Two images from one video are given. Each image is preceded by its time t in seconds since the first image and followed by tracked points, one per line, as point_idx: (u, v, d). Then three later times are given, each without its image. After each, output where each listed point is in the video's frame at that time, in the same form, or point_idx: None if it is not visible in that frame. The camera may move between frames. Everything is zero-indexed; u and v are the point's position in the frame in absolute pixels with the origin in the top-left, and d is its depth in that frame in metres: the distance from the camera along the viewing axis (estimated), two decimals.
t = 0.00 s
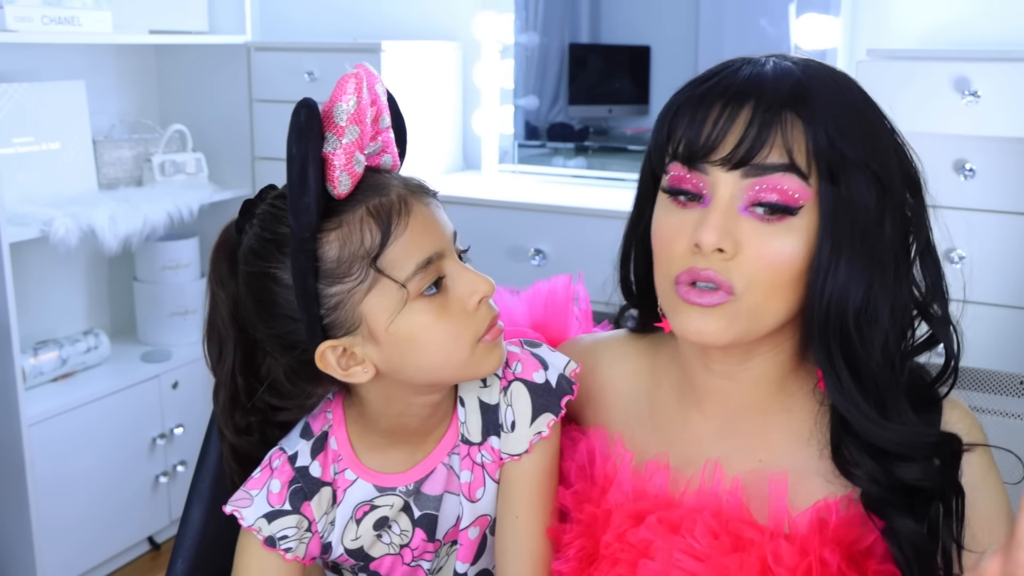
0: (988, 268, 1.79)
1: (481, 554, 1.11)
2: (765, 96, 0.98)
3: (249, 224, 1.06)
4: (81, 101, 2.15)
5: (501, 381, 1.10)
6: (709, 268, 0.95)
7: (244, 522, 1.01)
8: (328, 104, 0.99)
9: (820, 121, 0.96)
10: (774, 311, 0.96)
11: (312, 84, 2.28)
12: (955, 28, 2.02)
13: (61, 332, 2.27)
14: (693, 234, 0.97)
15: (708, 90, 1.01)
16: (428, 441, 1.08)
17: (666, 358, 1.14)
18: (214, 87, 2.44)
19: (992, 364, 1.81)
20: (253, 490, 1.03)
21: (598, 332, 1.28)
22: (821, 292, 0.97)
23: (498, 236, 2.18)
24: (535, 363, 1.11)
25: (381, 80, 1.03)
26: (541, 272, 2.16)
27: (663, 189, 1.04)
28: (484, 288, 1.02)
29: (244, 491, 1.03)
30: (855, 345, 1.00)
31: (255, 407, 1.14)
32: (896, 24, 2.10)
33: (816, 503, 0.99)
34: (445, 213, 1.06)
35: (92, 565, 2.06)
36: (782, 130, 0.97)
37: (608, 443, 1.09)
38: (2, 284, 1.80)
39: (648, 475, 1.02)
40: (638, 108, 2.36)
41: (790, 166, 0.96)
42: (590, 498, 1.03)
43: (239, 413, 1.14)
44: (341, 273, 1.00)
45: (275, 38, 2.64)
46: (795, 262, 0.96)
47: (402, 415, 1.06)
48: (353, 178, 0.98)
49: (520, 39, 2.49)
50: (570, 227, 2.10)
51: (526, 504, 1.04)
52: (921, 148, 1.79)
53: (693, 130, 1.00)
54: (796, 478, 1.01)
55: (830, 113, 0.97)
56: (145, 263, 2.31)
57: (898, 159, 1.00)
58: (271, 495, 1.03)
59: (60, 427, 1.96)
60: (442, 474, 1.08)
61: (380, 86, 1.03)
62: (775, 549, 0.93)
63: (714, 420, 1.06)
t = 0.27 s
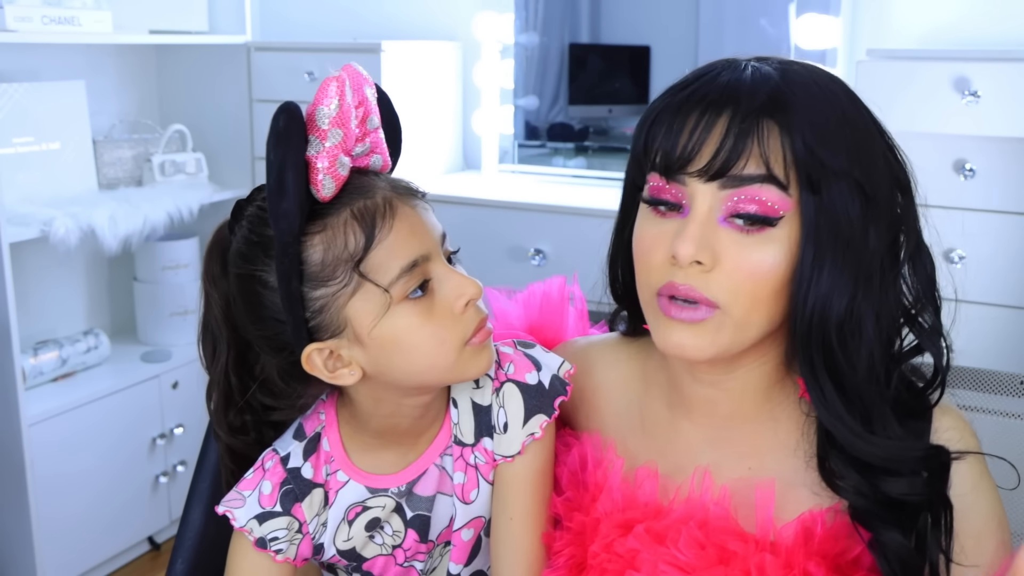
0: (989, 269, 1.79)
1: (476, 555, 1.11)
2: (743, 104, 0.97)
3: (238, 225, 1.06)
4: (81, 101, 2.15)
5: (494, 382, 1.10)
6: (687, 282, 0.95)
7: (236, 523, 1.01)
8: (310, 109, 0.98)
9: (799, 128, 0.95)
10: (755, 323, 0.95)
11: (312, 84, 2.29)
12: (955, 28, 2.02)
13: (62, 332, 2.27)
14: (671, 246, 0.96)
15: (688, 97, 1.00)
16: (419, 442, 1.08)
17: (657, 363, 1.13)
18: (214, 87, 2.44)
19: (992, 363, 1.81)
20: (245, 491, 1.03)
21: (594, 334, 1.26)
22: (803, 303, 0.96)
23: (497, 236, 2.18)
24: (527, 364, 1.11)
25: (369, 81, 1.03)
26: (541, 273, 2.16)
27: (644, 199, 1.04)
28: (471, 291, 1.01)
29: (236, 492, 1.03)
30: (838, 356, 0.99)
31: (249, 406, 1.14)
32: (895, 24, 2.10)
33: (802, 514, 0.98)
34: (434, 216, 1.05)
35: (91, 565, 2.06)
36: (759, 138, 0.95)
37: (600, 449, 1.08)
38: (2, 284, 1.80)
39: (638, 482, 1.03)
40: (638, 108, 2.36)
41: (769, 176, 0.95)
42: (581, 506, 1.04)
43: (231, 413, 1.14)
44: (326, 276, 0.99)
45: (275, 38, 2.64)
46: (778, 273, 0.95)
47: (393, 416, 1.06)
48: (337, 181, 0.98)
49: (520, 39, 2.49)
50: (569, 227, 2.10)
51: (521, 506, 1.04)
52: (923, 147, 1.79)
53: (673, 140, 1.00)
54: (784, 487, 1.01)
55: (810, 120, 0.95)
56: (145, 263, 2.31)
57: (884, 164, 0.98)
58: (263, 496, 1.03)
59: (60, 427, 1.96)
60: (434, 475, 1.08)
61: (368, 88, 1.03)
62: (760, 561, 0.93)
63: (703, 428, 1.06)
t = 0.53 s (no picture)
0: (989, 269, 1.79)
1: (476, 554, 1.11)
2: (743, 109, 0.96)
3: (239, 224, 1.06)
4: (81, 101, 2.15)
5: (494, 381, 1.10)
6: (681, 287, 0.94)
7: (235, 520, 1.01)
8: (309, 109, 0.99)
9: (798, 136, 0.95)
10: (750, 328, 0.95)
11: (312, 83, 2.29)
12: (955, 29, 2.02)
13: (61, 332, 2.27)
14: (666, 249, 0.96)
15: (689, 100, 1.00)
16: (419, 441, 1.08)
17: (654, 365, 1.13)
18: (214, 87, 2.44)
19: (992, 363, 1.81)
20: (245, 488, 1.03)
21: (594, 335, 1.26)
22: (796, 312, 0.96)
23: (497, 236, 2.18)
24: (527, 364, 1.11)
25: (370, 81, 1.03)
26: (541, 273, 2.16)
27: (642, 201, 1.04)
28: (471, 291, 1.01)
29: (236, 488, 1.03)
30: (832, 363, 1.00)
31: (249, 404, 1.14)
32: (895, 24, 2.10)
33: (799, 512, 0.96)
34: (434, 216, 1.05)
35: (91, 565, 2.06)
36: (758, 144, 0.95)
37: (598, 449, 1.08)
38: (2, 284, 1.80)
39: (635, 484, 1.02)
40: (638, 108, 2.36)
41: (767, 183, 0.94)
42: (579, 507, 1.03)
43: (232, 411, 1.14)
44: (324, 277, 1.00)
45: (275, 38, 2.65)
46: (773, 279, 0.95)
47: (394, 416, 1.06)
48: (335, 181, 0.97)
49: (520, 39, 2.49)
50: (569, 227, 2.10)
51: (520, 505, 1.04)
52: (923, 147, 1.79)
53: (671, 142, 0.99)
54: (780, 489, 1.01)
55: (809, 128, 0.95)
56: (145, 263, 2.31)
57: (883, 174, 0.98)
58: (263, 493, 1.03)
59: (60, 427, 1.96)
60: (434, 474, 1.08)
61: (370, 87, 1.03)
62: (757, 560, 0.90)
63: (700, 432, 1.06)
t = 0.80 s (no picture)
0: (989, 269, 1.79)
1: (478, 554, 1.11)
2: (742, 104, 0.96)
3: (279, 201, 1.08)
4: (81, 101, 2.16)
5: (499, 381, 1.10)
6: (682, 284, 0.94)
7: (238, 511, 1.00)
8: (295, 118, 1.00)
9: (799, 130, 0.94)
10: (752, 327, 0.94)
11: (312, 83, 2.29)
12: (955, 29, 2.02)
13: (61, 332, 2.27)
14: (666, 246, 0.96)
15: (687, 97, 0.99)
16: (421, 441, 1.08)
17: (653, 368, 1.13)
18: (214, 87, 2.44)
19: (992, 363, 1.81)
20: (248, 479, 1.03)
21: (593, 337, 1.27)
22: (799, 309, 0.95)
23: (497, 236, 2.18)
24: (532, 364, 1.11)
25: (376, 83, 1.02)
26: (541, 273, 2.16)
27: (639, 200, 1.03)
28: (440, 317, 0.97)
29: (240, 480, 1.03)
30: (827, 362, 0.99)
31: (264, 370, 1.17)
32: (895, 25, 2.10)
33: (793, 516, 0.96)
34: (435, 229, 1.03)
35: (91, 565, 2.06)
36: (758, 139, 0.94)
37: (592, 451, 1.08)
38: (2, 284, 1.80)
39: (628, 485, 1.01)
40: (638, 108, 2.36)
41: (767, 178, 0.94)
42: (570, 509, 1.02)
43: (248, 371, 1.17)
44: (298, 278, 1.01)
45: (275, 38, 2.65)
46: (775, 277, 0.93)
47: (390, 421, 1.05)
48: (316, 188, 0.97)
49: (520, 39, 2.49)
50: (569, 227, 2.10)
51: (523, 504, 1.04)
52: (923, 148, 1.79)
53: (670, 139, 0.99)
54: (780, 490, 0.99)
55: (810, 123, 0.94)
56: (145, 263, 2.31)
57: (885, 169, 0.97)
58: (266, 484, 1.02)
59: (60, 427, 1.96)
60: (437, 473, 1.08)
61: (376, 90, 1.02)
62: (750, 563, 0.90)
63: (699, 434, 1.05)
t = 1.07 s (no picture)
0: (988, 270, 1.79)
1: (480, 556, 1.10)
2: (687, 107, 0.93)
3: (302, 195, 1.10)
4: (81, 101, 2.16)
5: (504, 384, 1.10)
6: (661, 293, 0.91)
7: (245, 508, 1.01)
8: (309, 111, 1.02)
9: (749, 121, 0.91)
10: (740, 329, 0.91)
11: (312, 83, 2.28)
12: (955, 28, 2.02)
13: (61, 332, 2.27)
14: (638, 258, 0.93)
15: (631, 107, 0.96)
16: (427, 445, 1.08)
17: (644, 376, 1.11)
18: (214, 87, 2.44)
19: (991, 364, 1.81)
20: (256, 476, 1.04)
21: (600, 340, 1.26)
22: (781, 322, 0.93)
23: (497, 236, 2.18)
24: (539, 367, 1.10)
25: (399, 83, 1.03)
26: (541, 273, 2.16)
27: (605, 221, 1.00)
28: (429, 321, 0.97)
29: (247, 477, 1.04)
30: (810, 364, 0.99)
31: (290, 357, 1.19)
32: (895, 25, 2.10)
33: (795, 545, 0.93)
34: (441, 234, 1.02)
35: (91, 565, 2.06)
36: (710, 138, 0.92)
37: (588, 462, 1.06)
38: (2, 284, 1.80)
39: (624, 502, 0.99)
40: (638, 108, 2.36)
41: (727, 173, 0.91)
42: (563, 526, 1.01)
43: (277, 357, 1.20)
44: (299, 268, 1.02)
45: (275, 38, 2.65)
46: (751, 272, 0.91)
47: (393, 422, 1.05)
48: (323, 182, 0.98)
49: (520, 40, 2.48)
50: (570, 227, 2.10)
51: (525, 508, 1.04)
52: (923, 148, 1.80)
53: (619, 150, 0.96)
54: (781, 509, 0.97)
55: (759, 113, 0.91)
56: (144, 263, 2.31)
57: (846, 148, 0.94)
58: (274, 482, 1.03)
59: (60, 427, 1.96)
60: (442, 475, 1.07)
61: (397, 90, 1.03)
62: None
63: (692, 447, 1.02)
